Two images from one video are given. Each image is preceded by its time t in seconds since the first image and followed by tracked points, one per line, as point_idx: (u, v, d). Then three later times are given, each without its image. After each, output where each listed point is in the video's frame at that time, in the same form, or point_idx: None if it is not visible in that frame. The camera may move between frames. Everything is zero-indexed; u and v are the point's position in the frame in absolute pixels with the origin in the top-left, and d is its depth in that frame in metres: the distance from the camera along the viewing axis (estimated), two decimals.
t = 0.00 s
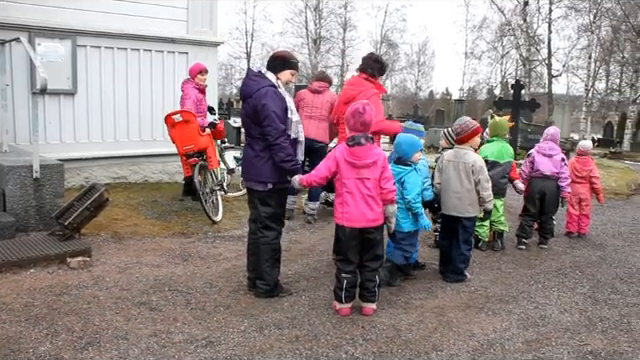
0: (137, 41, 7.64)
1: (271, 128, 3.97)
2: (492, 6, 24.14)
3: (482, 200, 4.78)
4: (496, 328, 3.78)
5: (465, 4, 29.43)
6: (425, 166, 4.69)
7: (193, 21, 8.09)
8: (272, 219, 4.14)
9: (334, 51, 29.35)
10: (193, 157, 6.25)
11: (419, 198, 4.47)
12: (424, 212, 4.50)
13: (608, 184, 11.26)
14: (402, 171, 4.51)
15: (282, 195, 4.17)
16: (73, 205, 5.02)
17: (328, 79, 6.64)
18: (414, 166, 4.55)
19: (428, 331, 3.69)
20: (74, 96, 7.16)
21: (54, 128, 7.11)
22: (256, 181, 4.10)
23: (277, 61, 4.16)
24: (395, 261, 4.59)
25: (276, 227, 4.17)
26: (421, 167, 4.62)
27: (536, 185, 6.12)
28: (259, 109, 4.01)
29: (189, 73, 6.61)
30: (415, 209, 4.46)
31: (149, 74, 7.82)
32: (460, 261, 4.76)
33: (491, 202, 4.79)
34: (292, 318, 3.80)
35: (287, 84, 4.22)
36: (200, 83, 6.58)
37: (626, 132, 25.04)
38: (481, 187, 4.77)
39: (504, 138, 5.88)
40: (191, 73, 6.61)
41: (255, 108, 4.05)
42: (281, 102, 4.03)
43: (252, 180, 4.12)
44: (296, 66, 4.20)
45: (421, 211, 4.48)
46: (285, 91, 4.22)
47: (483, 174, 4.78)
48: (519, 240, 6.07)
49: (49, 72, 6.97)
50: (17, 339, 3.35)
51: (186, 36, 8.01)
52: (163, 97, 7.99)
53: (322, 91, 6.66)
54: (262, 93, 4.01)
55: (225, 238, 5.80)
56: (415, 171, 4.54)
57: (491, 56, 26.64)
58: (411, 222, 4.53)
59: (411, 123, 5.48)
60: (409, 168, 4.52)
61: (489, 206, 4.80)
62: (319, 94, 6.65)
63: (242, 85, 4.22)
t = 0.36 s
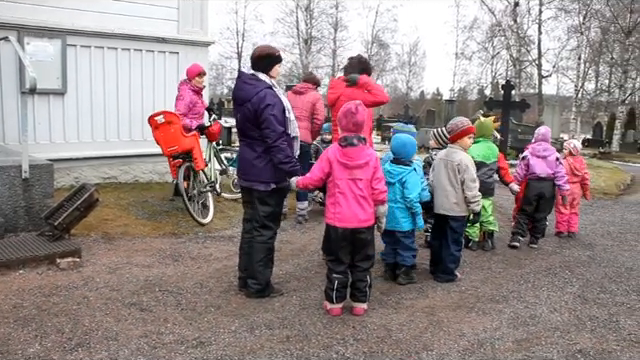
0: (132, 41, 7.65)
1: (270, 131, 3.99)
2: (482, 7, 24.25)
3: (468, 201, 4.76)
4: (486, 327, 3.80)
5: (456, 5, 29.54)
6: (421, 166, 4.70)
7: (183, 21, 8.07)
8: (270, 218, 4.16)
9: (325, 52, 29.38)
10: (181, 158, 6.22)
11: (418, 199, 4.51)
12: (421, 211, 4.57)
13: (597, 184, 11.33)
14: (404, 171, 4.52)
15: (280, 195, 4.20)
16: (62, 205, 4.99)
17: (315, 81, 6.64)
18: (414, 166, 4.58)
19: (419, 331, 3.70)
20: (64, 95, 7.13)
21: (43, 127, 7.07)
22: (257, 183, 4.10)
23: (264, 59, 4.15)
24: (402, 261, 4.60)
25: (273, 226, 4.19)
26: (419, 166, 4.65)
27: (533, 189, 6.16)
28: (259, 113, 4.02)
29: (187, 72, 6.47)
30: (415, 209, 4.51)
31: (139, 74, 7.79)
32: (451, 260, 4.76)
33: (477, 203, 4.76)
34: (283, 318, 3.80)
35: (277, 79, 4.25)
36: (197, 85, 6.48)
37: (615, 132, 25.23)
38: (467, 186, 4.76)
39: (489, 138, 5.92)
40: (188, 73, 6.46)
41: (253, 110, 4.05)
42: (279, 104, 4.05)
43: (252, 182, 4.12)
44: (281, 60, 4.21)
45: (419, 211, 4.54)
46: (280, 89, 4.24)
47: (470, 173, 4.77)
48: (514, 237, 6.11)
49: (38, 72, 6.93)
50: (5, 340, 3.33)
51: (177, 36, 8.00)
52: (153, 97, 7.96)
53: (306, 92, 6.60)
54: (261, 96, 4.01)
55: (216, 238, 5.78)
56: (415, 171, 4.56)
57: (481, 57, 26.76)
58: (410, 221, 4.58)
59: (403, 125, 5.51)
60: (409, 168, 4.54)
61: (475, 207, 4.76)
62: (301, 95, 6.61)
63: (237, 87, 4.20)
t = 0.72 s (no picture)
0: (128, 41, 7.66)
1: (266, 132, 4.01)
2: (473, 8, 24.34)
3: (461, 201, 4.79)
4: (476, 327, 3.81)
5: (447, 6, 29.63)
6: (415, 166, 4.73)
7: (174, 21, 8.05)
8: (274, 217, 4.18)
9: (317, 52, 29.39)
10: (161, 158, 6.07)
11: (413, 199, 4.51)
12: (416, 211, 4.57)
13: (587, 184, 11.39)
14: (398, 171, 4.54)
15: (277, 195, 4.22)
16: (52, 205, 4.96)
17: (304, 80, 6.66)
18: (408, 166, 4.60)
19: (410, 331, 3.70)
20: (53, 95, 7.09)
21: (33, 127, 7.02)
22: (252, 183, 4.10)
23: (255, 60, 4.14)
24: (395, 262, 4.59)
25: (279, 224, 4.23)
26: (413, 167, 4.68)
27: (522, 190, 6.23)
28: (255, 114, 4.02)
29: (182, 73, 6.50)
30: (410, 209, 4.52)
31: (130, 74, 7.76)
32: (442, 260, 4.77)
33: (472, 202, 4.79)
34: (274, 318, 3.79)
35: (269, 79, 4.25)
36: (191, 85, 6.50)
37: (604, 133, 25.41)
38: (461, 186, 4.78)
39: (480, 138, 5.95)
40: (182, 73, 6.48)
41: (249, 112, 4.05)
42: (274, 105, 4.07)
43: (247, 183, 4.12)
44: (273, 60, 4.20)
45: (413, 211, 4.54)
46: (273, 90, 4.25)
47: (462, 174, 4.79)
48: (504, 235, 6.25)
49: (28, 71, 6.89)
50: None
51: (168, 36, 7.97)
52: (144, 97, 7.93)
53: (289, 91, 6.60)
54: (257, 97, 4.02)
55: (207, 239, 5.77)
56: (409, 171, 4.59)
57: (472, 57, 26.87)
58: (404, 221, 4.58)
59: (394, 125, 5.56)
60: (403, 168, 4.55)
61: (469, 207, 4.80)
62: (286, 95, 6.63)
63: (230, 88, 4.19)
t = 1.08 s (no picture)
0: (117, 41, 7.62)
1: (269, 135, 4.04)
2: (463, 9, 24.43)
3: (452, 201, 4.81)
4: (465, 327, 3.82)
5: (437, 6, 29.72)
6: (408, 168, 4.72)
7: (164, 20, 8.02)
8: (275, 219, 4.21)
9: (307, 52, 29.38)
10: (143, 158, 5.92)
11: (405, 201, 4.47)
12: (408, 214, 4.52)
13: (574, 184, 11.47)
14: (391, 172, 4.53)
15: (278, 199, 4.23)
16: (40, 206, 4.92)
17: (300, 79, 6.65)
18: (402, 167, 4.61)
19: (399, 331, 3.71)
20: (41, 95, 7.04)
21: (20, 127, 6.97)
22: (254, 185, 4.13)
23: (256, 62, 4.16)
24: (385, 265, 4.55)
25: (282, 225, 4.26)
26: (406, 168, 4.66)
27: (507, 190, 6.24)
28: (256, 116, 4.05)
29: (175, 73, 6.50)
30: (401, 211, 4.47)
31: (119, 74, 7.72)
32: (431, 260, 4.78)
33: (462, 202, 4.82)
34: (264, 318, 3.79)
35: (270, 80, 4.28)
36: (185, 86, 6.48)
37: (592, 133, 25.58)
38: (450, 186, 4.81)
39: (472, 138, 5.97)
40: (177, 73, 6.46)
41: (251, 114, 4.08)
42: (276, 107, 4.10)
43: (248, 185, 4.15)
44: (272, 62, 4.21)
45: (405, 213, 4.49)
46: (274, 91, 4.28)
47: (452, 174, 4.82)
48: (495, 235, 6.29)
49: (16, 70, 6.83)
50: None
51: (157, 36, 7.94)
52: (133, 97, 7.89)
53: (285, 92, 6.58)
54: (259, 100, 4.05)
55: (196, 239, 5.76)
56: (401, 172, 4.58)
57: (461, 57, 26.96)
58: (397, 223, 4.54)
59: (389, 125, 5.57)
60: (395, 169, 4.54)
61: (460, 207, 4.82)
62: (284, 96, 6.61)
63: (231, 90, 4.21)
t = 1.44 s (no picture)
0: (106, 40, 7.58)
1: (278, 135, 4.06)
2: (452, 9, 24.52)
3: (441, 201, 4.82)
4: (455, 326, 3.83)
5: (426, 6, 29.81)
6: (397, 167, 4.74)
7: (153, 20, 7.99)
8: (272, 221, 4.20)
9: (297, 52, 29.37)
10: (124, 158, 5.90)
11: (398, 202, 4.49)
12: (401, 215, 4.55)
13: (563, 183, 11.54)
14: (384, 174, 4.53)
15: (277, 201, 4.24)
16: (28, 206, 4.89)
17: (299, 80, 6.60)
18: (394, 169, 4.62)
19: (389, 330, 3.72)
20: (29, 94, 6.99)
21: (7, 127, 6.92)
22: (258, 185, 4.13)
23: (270, 62, 4.19)
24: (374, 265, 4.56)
25: (277, 228, 4.25)
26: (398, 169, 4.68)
27: (495, 185, 6.28)
28: (267, 115, 4.05)
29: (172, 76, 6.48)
30: (394, 212, 4.49)
31: (108, 74, 7.68)
32: (421, 260, 4.80)
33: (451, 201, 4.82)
34: (254, 318, 3.78)
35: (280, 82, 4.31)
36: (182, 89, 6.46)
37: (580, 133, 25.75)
38: (441, 186, 4.81)
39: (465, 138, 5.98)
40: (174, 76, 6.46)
41: (261, 113, 4.06)
42: (287, 108, 4.11)
43: (252, 184, 4.15)
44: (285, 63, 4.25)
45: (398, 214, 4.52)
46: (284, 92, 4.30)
47: (443, 174, 4.84)
48: (483, 235, 6.32)
49: (3, 70, 6.78)
50: None
51: (147, 35, 7.90)
52: (122, 97, 7.85)
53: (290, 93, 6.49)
54: (271, 99, 4.05)
55: (186, 239, 5.74)
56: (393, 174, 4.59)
57: (451, 58, 27.06)
58: (389, 225, 4.56)
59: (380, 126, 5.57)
60: (388, 171, 4.55)
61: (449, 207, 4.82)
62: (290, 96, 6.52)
63: (241, 87, 4.18)
